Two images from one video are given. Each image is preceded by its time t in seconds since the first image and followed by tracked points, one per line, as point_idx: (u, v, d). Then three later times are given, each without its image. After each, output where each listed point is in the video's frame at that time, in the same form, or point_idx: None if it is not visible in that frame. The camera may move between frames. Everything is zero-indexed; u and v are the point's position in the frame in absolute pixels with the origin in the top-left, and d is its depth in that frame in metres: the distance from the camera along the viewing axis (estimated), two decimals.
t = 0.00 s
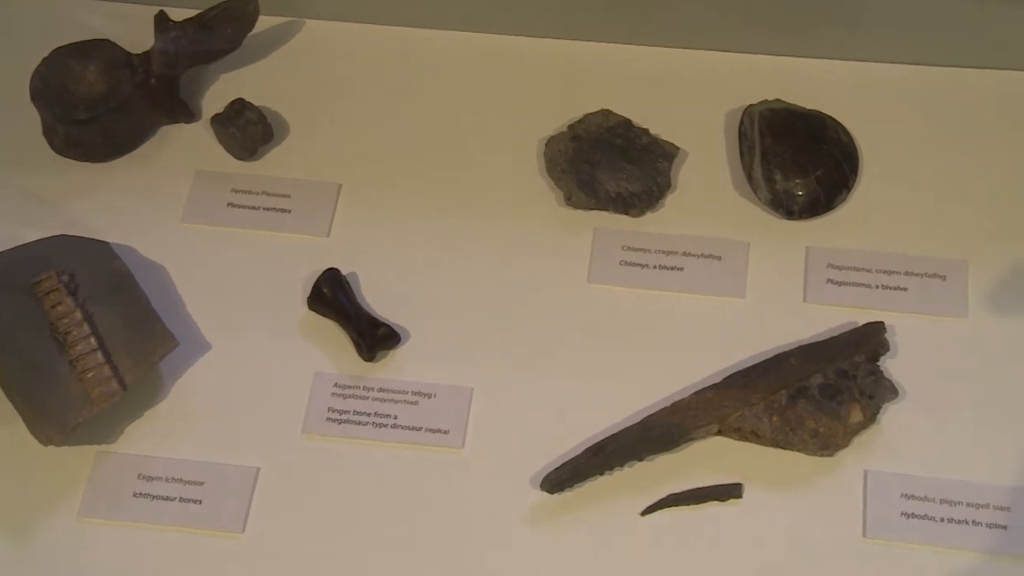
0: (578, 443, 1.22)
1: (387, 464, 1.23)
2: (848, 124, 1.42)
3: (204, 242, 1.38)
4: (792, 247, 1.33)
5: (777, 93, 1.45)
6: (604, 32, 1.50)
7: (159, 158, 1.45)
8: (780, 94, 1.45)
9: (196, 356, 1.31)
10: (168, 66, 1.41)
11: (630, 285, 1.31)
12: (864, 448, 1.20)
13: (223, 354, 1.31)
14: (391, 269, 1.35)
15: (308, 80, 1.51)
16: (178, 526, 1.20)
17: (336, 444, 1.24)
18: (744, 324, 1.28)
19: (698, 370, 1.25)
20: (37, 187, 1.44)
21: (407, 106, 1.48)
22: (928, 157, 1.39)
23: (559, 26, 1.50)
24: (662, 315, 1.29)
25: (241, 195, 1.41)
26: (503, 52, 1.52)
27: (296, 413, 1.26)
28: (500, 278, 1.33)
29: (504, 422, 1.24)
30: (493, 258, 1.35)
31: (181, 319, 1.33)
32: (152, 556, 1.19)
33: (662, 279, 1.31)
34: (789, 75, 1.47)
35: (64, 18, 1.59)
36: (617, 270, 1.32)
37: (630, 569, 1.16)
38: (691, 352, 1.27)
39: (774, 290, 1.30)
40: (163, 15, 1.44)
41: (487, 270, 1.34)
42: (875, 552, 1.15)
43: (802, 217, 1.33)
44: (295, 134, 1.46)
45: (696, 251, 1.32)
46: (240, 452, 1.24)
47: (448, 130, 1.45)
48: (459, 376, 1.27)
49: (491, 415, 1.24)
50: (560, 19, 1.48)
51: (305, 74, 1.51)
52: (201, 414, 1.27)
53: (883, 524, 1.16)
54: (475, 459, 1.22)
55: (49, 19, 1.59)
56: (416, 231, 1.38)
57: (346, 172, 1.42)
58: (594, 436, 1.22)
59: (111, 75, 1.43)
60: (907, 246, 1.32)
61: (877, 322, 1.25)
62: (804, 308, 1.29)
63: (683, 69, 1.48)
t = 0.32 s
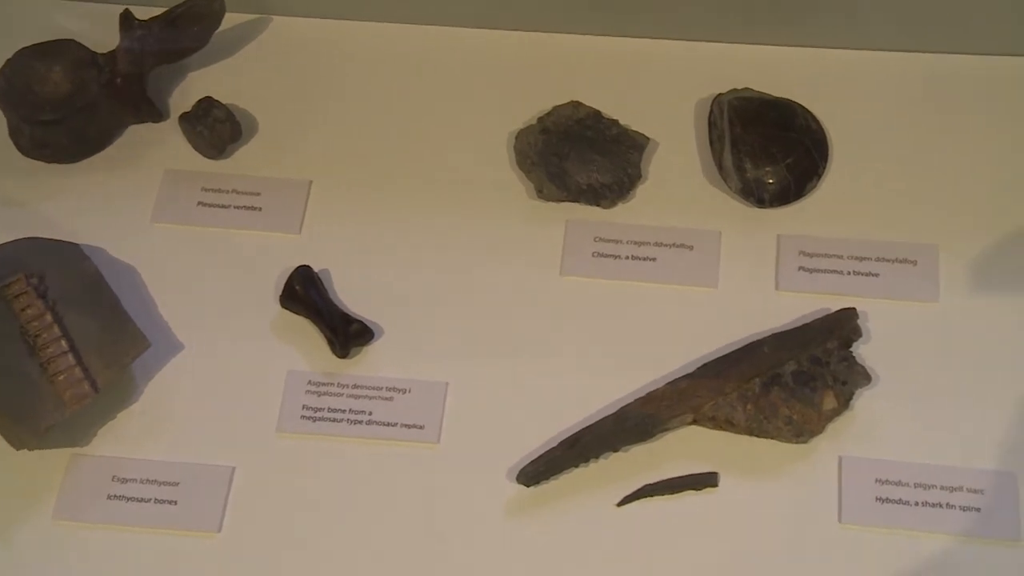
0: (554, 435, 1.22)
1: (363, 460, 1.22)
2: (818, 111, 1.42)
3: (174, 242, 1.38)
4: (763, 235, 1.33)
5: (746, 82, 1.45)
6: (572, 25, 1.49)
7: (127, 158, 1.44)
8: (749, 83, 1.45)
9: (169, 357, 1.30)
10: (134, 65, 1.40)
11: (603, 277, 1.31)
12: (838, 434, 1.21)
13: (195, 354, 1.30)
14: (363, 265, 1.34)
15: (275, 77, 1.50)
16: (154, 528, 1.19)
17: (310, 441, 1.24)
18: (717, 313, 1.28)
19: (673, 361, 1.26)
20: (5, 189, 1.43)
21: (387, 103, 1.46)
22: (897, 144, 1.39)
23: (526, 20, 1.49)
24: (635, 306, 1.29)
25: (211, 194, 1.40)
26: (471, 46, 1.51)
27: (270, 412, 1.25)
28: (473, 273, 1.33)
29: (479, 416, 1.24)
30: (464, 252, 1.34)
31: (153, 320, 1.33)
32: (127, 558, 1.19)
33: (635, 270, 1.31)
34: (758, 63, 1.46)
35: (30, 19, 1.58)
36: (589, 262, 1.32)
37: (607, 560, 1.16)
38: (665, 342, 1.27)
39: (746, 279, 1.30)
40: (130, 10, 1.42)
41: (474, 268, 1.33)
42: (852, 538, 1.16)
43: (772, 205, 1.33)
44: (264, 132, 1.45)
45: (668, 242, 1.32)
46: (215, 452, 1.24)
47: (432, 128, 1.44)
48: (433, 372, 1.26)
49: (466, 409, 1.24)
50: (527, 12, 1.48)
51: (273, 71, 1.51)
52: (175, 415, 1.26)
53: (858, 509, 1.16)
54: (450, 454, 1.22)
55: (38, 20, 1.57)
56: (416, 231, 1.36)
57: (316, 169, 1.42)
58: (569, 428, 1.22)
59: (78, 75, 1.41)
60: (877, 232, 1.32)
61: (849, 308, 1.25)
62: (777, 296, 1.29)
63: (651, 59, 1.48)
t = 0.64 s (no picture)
0: (530, 428, 1.22)
1: (338, 457, 1.22)
2: (788, 99, 1.42)
3: (144, 243, 1.37)
4: (733, 224, 1.33)
5: (715, 71, 1.45)
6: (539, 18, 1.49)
7: (95, 159, 1.43)
8: (718, 72, 1.44)
9: (142, 358, 1.29)
10: (100, 64, 1.39)
11: (575, 270, 1.31)
12: (813, 421, 1.21)
13: (167, 354, 1.29)
14: (334, 262, 1.34)
15: (244, 75, 1.49)
16: (129, 530, 1.19)
17: (285, 439, 1.23)
18: (689, 303, 1.28)
19: (646, 351, 1.26)
20: None
21: (358, 99, 1.46)
22: (866, 132, 1.39)
23: (493, 13, 1.48)
24: (608, 297, 1.29)
25: (180, 195, 1.39)
26: (439, 41, 1.50)
27: (244, 411, 1.25)
28: (446, 267, 1.33)
29: (454, 411, 1.23)
30: (435, 247, 1.34)
31: (125, 321, 1.32)
32: (103, 561, 1.18)
33: (606, 261, 1.31)
34: (727, 52, 1.46)
35: None
36: (562, 254, 1.32)
37: (585, 552, 1.16)
38: (638, 333, 1.27)
39: (718, 268, 1.30)
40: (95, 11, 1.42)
41: (451, 263, 1.33)
42: (827, 524, 1.16)
43: (743, 194, 1.33)
44: (232, 130, 1.45)
45: (640, 232, 1.32)
46: (189, 452, 1.23)
47: (403, 123, 1.43)
48: (406, 368, 1.26)
49: (441, 404, 1.24)
50: (494, 6, 1.47)
51: (241, 69, 1.50)
52: (149, 416, 1.26)
53: (833, 495, 1.17)
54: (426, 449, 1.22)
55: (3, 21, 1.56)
56: (392, 227, 1.36)
57: (285, 167, 1.41)
58: (545, 420, 1.22)
59: (42, 77, 1.41)
60: (848, 218, 1.33)
61: (821, 295, 1.26)
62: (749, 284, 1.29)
63: (621, 50, 1.47)
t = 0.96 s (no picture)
0: (504, 423, 1.22)
1: (312, 456, 1.22)
2: (756, 89, 1.42)
3: (113, 246, 1.36)
4: (704, 214, 1.33)
5: (683, 63, 1.44)
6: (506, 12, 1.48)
7: (61, 162, 1.42)
8: (686, 64, 1.44)
9: (113, 362, 1.29)
10: (64, 67, 1.38)
11: (546, 263, 1.30)
12: (786, 409, 1.21)
13: (138, 358, 1.29)
14: (304, 261, 1.33)
15: (210, 75, 1.48)
16: (103, 535, 1.18)
17: (259, 440, 1.23)
18: (661, 294, 1.28)
19: (619, 343, 1.26)
20: None
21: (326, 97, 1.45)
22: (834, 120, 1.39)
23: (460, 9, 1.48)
24: (580, 290, 1.29)
25: (148, 197, 1.38)
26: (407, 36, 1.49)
27: (217, 412, 1.24)
28: (417, 264, 1.32)
29: (428, 408, 1.23)
30: (405, 244, 1.34)
31: (95, 325, 1.31)
32: (77, 566, 1.18)
33: (577, 254, 1.30)
34: (695, 43, 1.46)
35: None
36: (533, 247, 1.31)
37: (561, 546, 1.16)
38: (610, 325, 1.27)
39: (689, 259, 1.30)
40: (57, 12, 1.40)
41: (422, 259, 1.32)
42: (802, 511, 1.16)
43: (712, 184, 1.33)
44: (200, 131, 1.44)
45: (610, 224, 1.32)
46: (162, 456, 1.23)
47: (372, 121, 1.43)
48: (379, 366, 1.26)
49: (415, 401, 1.24)
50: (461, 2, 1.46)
51: (207, 69, 1.49)
52: (121, 420, 1.25)
53: (808, 482, 1.17)
54: (400, 447, 1.21)
55: None
56: (361, 225, 1.35)
57: (254, 167, 1.40)
58: (520, 414, 1.22)
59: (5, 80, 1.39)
60: (817, 207, 1.33)
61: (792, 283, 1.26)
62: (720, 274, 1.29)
63: (589, 43, 1.47)
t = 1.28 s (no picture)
0: (484, 420, 1.22)
1: (291, 456, 1.21)
2: (731, 82, 1.42)
3: (88, 247, 1.35)
4: (680, 208, 1.33)
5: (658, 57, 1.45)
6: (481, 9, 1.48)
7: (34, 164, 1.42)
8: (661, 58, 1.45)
9: (90, 364, 1.28)
10: (36, 68, 1.37)
11: (523, 259, 1.30)
12: (765, 401, 1.22)
13: (116, 360, 1.28)
14: (281, 261, 1.33)
15: (184, 75, 1.47)
16: (82, 538, 1.18)
17: (238, 440, 1.22)
18: (639, 288, 1.29)
19: (597, 339, 1.26)
20: None
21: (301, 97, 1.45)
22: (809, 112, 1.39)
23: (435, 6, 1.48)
24: (557, 285, 1.29)
25: (123, 198, 1.38)
26: (381, 34, 1.49)
27: (196, 413, 1.24)
28: (394, 262, 1.32)
29: (408, 406, 1.23)
30: (382, 242, 1.33)
31: (72, 328, 1.31)
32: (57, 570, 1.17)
33: (554, 249, 1.31)
34: (670, 38, 1.46)
35: None
36: (510, 244, 1.31)
37: (542, 541, 1.16)
38: (589, 321, 1.27)
39: (666, 253, 1.31)
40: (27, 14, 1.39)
41: (398, 257, 1.32)
42: (782, 503, 1.17)
43: (688, 177, 1.33)
44: (174, 131, 1.43)
45: (587, 219, 1.32)
46: (142, 458, 1.22)
47: (347, 119, 1.42)
48: (358, 366, 1.26)
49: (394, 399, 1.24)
50: None
51: (181, 69, 1.48)
52: (99, 422, 1.24)
53: (787, 474, 1.17)
54: (380, 445, 1.21)
55: None
56: (337, 224, 1.35)
57: (230, 167, 1.40)
58: (499, 410, 1.22)
59: None
60: (793, 199, 1.33)
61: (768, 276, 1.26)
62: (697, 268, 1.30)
63: (564, 39, 1.47)
